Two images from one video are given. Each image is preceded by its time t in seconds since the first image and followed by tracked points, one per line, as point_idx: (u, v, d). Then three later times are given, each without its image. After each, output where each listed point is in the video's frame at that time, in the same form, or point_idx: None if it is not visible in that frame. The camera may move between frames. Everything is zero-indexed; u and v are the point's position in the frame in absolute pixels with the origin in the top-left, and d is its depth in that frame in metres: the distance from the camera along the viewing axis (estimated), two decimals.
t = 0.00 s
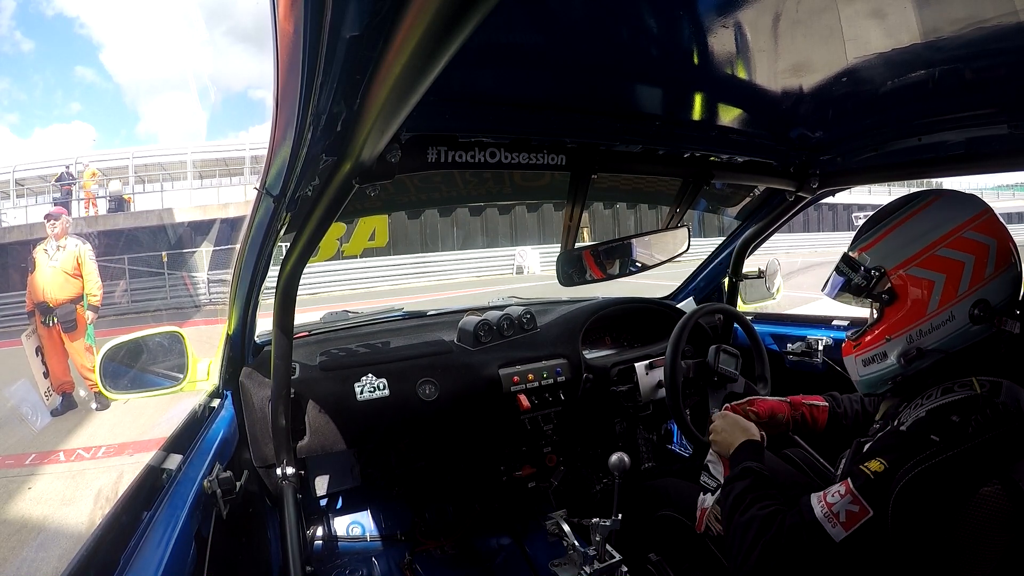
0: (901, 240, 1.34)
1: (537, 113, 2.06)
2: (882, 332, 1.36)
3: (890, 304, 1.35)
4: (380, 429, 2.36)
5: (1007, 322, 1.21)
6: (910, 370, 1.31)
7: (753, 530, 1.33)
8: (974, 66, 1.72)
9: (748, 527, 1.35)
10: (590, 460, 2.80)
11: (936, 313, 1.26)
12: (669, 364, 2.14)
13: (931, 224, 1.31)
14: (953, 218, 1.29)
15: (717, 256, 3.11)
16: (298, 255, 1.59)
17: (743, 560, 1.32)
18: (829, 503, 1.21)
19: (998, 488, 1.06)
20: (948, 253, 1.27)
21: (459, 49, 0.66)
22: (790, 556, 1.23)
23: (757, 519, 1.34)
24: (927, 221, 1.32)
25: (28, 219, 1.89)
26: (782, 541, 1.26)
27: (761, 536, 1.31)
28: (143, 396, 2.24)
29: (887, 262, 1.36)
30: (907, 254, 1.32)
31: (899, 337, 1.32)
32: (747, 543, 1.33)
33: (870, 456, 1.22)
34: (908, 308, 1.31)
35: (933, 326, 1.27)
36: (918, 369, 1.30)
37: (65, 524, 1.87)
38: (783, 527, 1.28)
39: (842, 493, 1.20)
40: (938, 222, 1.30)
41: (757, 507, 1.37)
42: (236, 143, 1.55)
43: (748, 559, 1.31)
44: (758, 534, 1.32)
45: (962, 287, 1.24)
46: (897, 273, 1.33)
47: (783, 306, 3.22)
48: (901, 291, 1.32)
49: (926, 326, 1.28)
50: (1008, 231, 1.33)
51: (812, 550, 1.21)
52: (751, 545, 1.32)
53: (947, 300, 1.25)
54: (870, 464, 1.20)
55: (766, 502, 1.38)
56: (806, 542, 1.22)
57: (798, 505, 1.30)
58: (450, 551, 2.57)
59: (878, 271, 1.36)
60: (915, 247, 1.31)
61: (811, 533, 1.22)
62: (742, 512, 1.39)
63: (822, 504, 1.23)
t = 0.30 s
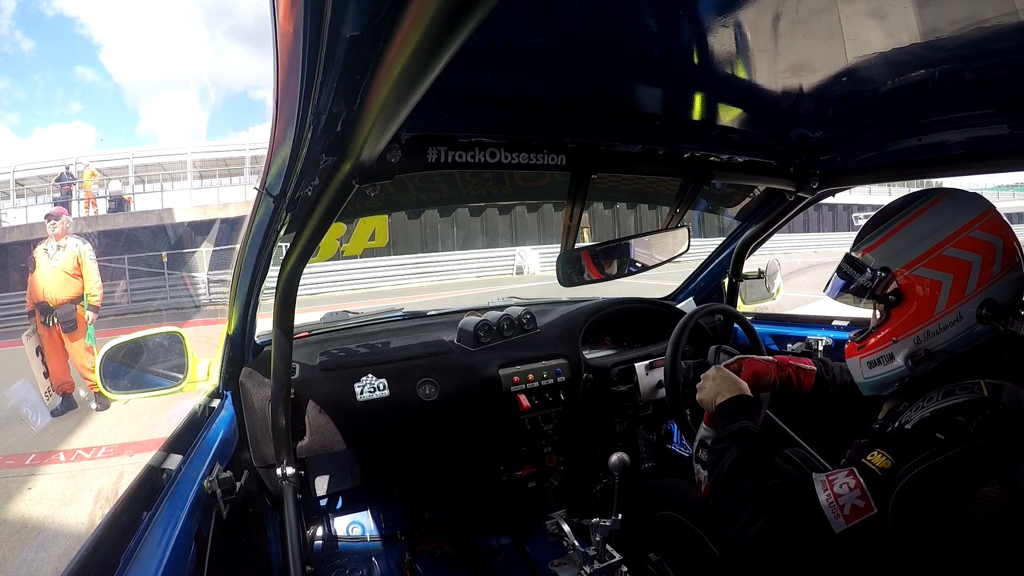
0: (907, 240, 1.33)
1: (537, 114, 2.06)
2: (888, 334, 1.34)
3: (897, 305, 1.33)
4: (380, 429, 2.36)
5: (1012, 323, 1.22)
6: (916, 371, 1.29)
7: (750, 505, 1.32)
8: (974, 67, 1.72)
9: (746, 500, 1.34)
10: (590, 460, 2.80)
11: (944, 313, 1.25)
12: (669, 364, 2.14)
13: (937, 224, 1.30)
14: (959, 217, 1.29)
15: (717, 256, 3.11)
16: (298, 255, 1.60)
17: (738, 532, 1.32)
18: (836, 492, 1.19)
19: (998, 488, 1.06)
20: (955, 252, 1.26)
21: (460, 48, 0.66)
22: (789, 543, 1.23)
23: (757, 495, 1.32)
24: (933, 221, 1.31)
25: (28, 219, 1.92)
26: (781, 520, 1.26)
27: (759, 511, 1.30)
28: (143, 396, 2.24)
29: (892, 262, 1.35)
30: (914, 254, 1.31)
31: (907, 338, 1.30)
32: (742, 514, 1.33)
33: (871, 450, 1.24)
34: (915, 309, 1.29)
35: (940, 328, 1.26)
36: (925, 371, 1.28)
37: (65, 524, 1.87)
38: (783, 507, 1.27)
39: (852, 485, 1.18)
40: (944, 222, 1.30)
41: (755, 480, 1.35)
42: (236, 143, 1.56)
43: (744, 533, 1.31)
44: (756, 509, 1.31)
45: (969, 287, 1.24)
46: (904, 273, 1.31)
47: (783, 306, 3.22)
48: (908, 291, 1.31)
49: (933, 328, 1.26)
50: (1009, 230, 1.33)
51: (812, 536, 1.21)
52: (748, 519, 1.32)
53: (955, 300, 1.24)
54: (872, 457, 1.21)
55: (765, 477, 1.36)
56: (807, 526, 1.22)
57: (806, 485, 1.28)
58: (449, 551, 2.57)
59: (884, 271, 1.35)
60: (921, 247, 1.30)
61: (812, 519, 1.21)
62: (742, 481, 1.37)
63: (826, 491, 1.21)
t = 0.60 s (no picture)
0: (912, 241, 1.34)
1: (537, 114, 2.06)
2: (894, 335, 1.33)
3: (903, 307, 1.33)
4: (380, 429, 2.36)
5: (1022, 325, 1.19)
6: (924, 372, 1.29)
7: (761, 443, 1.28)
8: (974, 67, 1.72)
9: (752, 440, 1.30)
10: (590, 460, 2.80)
11: (951, 314, 1.24)
12: (669, 363, 2.14)
13: (942, 224, 1.30)
14: (964, 217, 1.29)
15: (717, 256, 3.11)
16: (298, 255, 1.59)
17: (743, 462, 1.28)
18: (851, 459, 1.21)
19: (997, 488, 1.06)
20: (962, 252, 1.26)
21: (460, 48, 0.66)
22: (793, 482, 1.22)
23: (762, 432, 1.29)
24: (938, 221, 1.31)
25: (28, 219, 1.90)
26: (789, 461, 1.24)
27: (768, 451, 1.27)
28: (143, 396, 2.24)
29: (897, 263, 1.35)
30: (920, 255, 1.31)
31: (913, 340, 1.29)
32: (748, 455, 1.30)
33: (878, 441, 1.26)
34: (921, 310, 1.29)
35: (947, 329, 1.25)
36: (933, 372, 1.28)
37: (65, 524, 1.87)
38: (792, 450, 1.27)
39: (866, 458, 1.21)
40: (949, 222, 1.30)
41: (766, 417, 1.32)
42: (236, 143, 1.56)
43: (750, 463, 1.27)
44: (764, 445, 1.28)
45: (976, 287, 1.24)
46: (909, 275, 1.31)
47: (783, 306, 3.22)
48: (915, 292, 1.30)
49: (942, 329, 1.26)
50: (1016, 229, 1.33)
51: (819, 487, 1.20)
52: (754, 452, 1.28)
53: (962, 300, 1.24)
54: (884, 440, 1.24)
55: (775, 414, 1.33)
56: (814, 471, 1.22)
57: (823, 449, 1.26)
58: (449, 551, 2.57)
59: (890, 272, 1.35)
60: (927, 248, 1.30)
61: (823, 473, 1.21)
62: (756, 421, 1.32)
63: (841, 454, 1.22)
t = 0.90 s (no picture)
0: (905, 248, 1.33)
1: (537, 114, 2.06)
2: (895, 346, 1.31)
3: (901, 317, 1.31)
4: (380, 429, 2.36)
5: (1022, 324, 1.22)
6: (927, 380, 1.27)
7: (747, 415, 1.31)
8: (974, 67, 1.72)
9: (739, 412, 1.32)
10: (590, 460, 2.80)
11: (950, 320, 1.23)
12: (669, 362, 2.13)
13: (935, 228, 1.30)
14: (955, 219, 1.29)
15: (717, 256, 3.11)
16: (297, 255, 1.59)
17: (739, 426, 1.29)
18: (859, 443, 1.22)
19: (998, 488, 1.06)
20: (955, 256, 1.26)
21: (459, 48, 0.66)
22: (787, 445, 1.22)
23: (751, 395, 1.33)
24: (931, 225, 1.31)
25: (28, 219, 1.91)
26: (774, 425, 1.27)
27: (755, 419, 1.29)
28: (143, 396, 2.24)
29: (893, 272, 1.33)
30: (915, 261, 1.30)
31: (914, 349, 1.27)
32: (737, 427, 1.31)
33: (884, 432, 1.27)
34: (919, 318, 1.27)
35: (947, 335, 1.24)
36: (937, 379, 1.26)
37: (65, 524, 1.87)
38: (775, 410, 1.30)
39: (874, 445, 1.22)
40: (940, 225, 1.30)
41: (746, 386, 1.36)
42: (236, 143, 1.56)
43: (748, 425, 1.28)
44: (752, 416, 1.29)
45: (973, 290, 1.23)
46: (905, 283, 1.30)
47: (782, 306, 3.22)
48: (911, 300, 1.29)
49: (941, 336, 1.24)
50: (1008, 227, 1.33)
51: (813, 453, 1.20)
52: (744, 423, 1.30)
53: (960, 305, 1.23)
54: (891, 428, 1.25)
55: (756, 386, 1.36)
56: (811, 439, 1.23)
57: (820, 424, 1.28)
58: (450, 551, 2.57)
59: (885, 282, 1.34)
60: (921, 254, 1.30)
61: (823, 448, 1.21)
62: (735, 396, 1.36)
63: (850, 438, 1.23)
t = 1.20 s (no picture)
0: (913, 245, 1.32)
1: (538, 113, 2.06)
2: (897, 342, 1.33)
3: (905, 313, 1.31)
4: (380, 429, 2.36)
5: None
6: (927, 378, 1.28)
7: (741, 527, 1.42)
8: (974, 67, 1.72)
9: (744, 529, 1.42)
10: (590, 460, 2.80)
11: (954, 319, 1.24)
12: (669, 362, 2.14)
13: (944, 226, 1.29)
14: (965, 219, 1.28)
15: (717, 256, 3.11)
16: (298, 255, 1.59)
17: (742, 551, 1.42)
18: (833, 495, 1.24)
19: (998, 488, 1.06)
20: (963, 256, 1.25)
21: (460, 48, 0.66)
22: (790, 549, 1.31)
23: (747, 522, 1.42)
24: (939, 223, 1.29)
25: (28, 219, 1.90)
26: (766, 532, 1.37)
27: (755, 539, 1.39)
28: (143, 396, 2.22)
29: (900, 268, 1.33)
30: (923, 259, 1.29)
31: (917, 346, 1.29)
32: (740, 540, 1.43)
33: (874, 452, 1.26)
34: (924, 316, 1.28)
35: (950, 334, 1.25)
36: (936, 378, 1.27)
37: (65, 524, 1.87)
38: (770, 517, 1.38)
39: (848, 486, 1.23)
40: (951, 223, 1.29)
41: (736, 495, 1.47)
42: (236, 143, 1.56)
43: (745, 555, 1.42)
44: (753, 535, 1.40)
45: (978, 291, 1.24)
46: (912, 280, 1.30)
47: (782, 306, 3.22)
48: (917, 298, 1.29)
49: (945, 334, 1.25)
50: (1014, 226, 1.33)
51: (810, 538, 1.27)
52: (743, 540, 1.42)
53: (965, 305, 1.24)
54: (878, 460, 1.23)
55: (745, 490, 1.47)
56: (800, 548, 1.29)
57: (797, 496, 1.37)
58: (449, 551, 2.57)
59: (891, 278, 1.33)
60: (930, 251, 1.29)
61: (818, 536, 1.26)
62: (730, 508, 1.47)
63: (826, 496, 1.26)
